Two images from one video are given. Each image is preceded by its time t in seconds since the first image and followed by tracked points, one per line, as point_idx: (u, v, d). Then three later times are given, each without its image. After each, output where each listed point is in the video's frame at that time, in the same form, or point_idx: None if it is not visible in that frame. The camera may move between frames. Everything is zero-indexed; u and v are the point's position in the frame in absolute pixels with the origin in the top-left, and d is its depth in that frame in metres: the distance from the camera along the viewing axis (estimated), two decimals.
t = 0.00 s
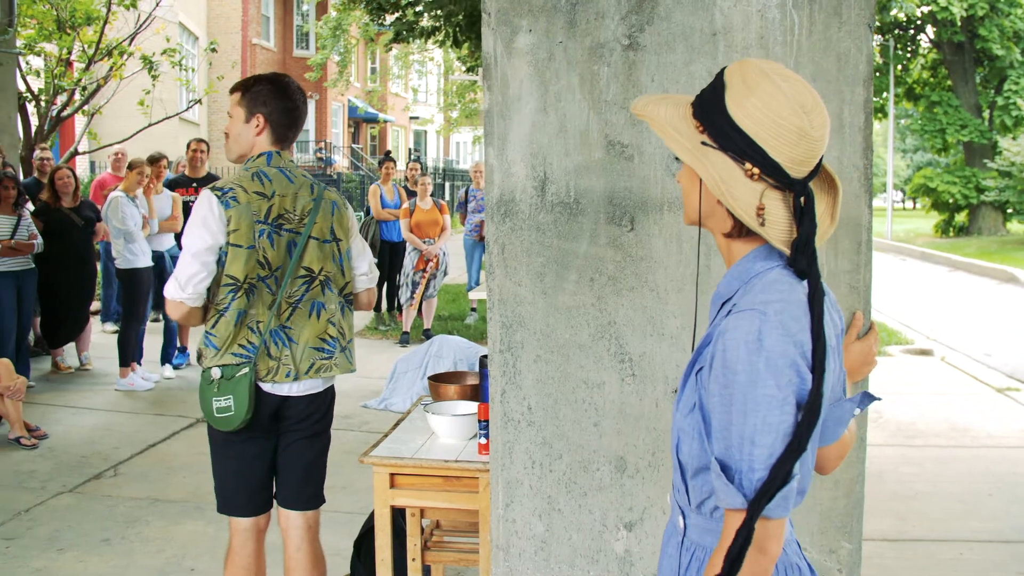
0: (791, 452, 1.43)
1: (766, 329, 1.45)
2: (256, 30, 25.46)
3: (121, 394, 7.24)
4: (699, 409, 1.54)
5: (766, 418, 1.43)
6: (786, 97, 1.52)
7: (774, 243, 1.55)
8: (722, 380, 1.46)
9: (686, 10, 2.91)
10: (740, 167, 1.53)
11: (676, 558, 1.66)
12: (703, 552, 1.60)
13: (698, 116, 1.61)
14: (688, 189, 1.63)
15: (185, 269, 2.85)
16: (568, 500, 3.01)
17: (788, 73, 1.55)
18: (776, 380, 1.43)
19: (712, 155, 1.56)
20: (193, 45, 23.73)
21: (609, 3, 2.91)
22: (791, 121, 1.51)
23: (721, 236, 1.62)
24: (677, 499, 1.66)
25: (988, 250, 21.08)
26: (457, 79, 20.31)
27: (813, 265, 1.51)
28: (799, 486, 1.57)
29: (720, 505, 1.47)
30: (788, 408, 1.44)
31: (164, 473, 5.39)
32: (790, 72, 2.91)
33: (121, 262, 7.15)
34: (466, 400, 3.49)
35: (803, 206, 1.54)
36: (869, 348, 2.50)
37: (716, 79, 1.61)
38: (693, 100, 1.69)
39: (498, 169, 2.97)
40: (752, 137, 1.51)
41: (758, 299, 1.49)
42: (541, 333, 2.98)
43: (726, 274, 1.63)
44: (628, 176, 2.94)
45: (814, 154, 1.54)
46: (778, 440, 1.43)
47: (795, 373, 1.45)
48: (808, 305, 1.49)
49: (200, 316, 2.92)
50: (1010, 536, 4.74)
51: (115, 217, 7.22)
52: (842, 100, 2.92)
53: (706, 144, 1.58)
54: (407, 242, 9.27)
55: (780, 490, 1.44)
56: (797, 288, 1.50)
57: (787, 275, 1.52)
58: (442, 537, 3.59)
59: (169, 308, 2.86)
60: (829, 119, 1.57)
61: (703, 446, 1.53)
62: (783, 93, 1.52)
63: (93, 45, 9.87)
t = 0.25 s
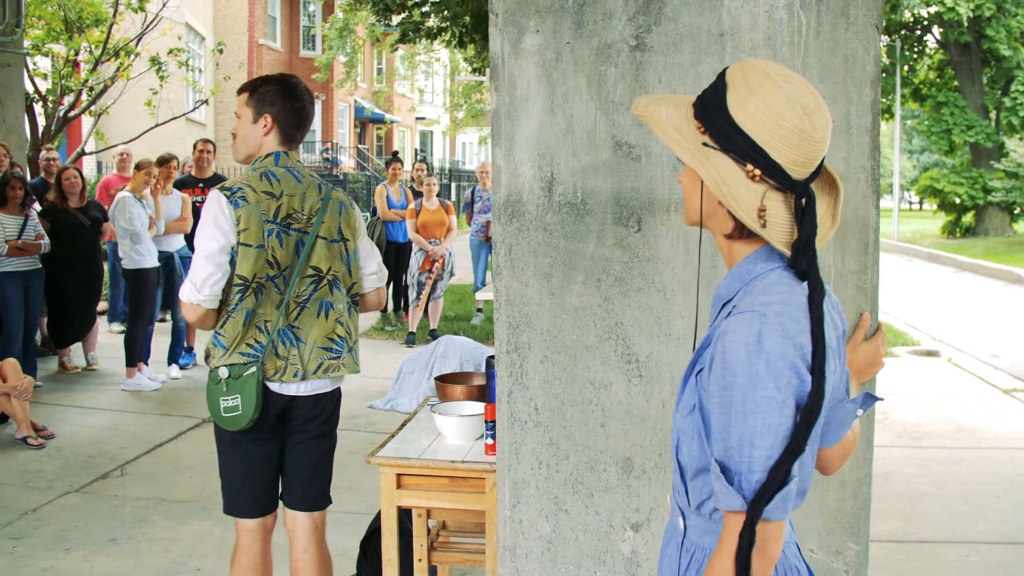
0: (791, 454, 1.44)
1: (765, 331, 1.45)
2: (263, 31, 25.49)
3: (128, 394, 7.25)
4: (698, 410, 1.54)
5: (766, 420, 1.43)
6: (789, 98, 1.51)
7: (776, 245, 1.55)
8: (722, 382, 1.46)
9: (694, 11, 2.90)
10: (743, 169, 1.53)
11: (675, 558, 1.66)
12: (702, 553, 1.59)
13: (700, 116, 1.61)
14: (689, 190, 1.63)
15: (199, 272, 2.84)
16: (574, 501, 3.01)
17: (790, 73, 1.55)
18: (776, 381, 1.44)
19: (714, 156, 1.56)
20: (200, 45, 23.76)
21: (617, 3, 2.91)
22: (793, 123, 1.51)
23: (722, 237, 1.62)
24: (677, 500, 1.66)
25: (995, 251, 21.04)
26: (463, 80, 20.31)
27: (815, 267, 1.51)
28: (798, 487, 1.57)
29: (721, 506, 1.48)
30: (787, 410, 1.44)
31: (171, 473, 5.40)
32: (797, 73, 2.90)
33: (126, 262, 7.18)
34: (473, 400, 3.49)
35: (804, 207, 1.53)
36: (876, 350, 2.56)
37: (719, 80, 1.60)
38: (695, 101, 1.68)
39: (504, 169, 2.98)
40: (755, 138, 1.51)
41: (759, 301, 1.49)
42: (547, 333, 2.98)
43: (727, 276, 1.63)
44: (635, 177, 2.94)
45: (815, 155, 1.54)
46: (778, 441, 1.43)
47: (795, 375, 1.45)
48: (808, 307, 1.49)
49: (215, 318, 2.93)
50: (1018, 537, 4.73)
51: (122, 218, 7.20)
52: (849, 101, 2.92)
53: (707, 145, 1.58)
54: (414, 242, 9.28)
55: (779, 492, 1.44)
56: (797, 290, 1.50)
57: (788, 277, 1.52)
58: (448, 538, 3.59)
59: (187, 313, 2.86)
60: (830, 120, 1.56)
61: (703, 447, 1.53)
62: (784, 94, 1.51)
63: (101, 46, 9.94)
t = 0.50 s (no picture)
0: (792, 457, 1.43)
1: (766, 333, 1.45)
2: (269, 31, 25.49)
3: (134, 394, 7.26)
4: (700, 413, 1.53)
5: (767, 423, 1.43)
6: (794, 100, 1.51)
7: (779, 247, 1.55)
8: (722, 384, 1.46)
9: (701, 12, 2.90)
10: (746, 170, 1.53)
11: (678, 560, 1.66)
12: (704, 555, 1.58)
13: (703, 117, 1.60)
14: (692, 190, 1.62)
15: (198, 271, 2.87)
16: (581, 502, 3.01)
17: (794, 74, 1.54)
18: (776, 385, 1.43)
19: (718, 157, 1.55)
20: (206, 46, 23.78)
21: (624, 4, 2.90)
22: (797, 125, 1.50)
23: (725, 239, 1.62)
24: (679, 503, 1.65)
25: (1001, 253, 20.98)
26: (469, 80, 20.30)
27: (818, 270, 1.50)
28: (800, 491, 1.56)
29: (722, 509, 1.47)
30: (788, 414, 1.43)
31: (177, 472, 5.41)
32: (805, 74, 2.90)
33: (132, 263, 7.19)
34: (479, 401, 3.49)
35: (808, 210, 1.53)
36: (885, 351, 2.55)
37: (722, 81, 1.60)
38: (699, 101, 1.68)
39: (511, 170, 2.97)
40: (759, 140, 1.51)
41: (760, 303, 1.48)
42: (554, 334, 2.97)
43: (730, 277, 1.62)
44: (642, 178, 2.93)
45: (819, 157, 1.53)
46: (779, 445, 1.43)
47: (796, 378, 1.44)
48: (809, 310, 1.48)
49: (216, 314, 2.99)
50: None
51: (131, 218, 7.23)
52: (857, 102, 2.91)
53: (711, 146, 1.57)
54: (419, 243, 9.29)
55: (779, 496, 1.44)
56: (799, 292, 1.50)
57: (790, 279, 1.52)
58: (454, 539, 3.59)
59: (185, 311, 2.92)
60: (834, 122, 1.56)
61: (703, 450, 1.53)
62: (789, 96, 1.51)
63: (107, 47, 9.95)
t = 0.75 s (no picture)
0: (795, 460, 1.42)
1: (769, 336, 1.44)
2: (275, 31, 25.51)
3: (141, 393, 7.27)
4: (703, 415, 1.53)
5: (769, 426, 1.42)
6: (801, 100, 1.50)
7: (784, 248, 1.54)
8: (725, 387, 1.45)
9: (711, 11, 2.89)
10: (752, 170, 1.52)
11: (683, 562, 1.65)
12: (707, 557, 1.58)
13: (709, 117, 1.59)
14: (696, 190, 1.62)
15: (195, 270, 2.89)
16: (589, 503, 3.00)
17: (801, 74, 1.53)
18: (778, 387, 1.42)
19: (724, 157, 1.54)
20: (213, 45, 23.80)
21: (633, 4, 2.90)
22: (804, 125, 1.49)
23: (730, 239, 1.61)
24: (683, 505, 1.65)
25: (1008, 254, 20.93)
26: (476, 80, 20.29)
27: (824, 272, 1.49)
28: (804, 493, 1.55)
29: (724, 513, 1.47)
30: (790, 417, 1.42)
31: (183, 472, 5.41)
32: (815, 74, 2.89)
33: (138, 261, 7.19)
34: (486, 401, 3.49)
35: (815, 210, 1.52)
36: (896, 350, 2.54)
37: (728, 80, 1.59)
38: (704, 100, 1.66)
39: (519, 170, 2.97)
40: (765, 140, 1.50)
41: (763, 305, 1.48)
42: (562, 335, 2.97)
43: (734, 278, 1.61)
44: (650, 178, 2.92)
45: (825, 157, 1.52)
46: (781, 448, 1.42)
47: (798, 381, 1.43)
48: (813, 312, 1.48)
49: (216, 313, 3.00)
50: None
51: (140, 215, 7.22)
52: (867, 102, 2.90)
53: (716, 146, 1.56)
54: (426, 243, 9.28)
55: (782, 499, 1.43)
56: (803, 294, 1.49)
57: (795, 281, 1.51)
58: (460, 539, 3.59)
59: (183, 309, 2.95)
60: (841, 122, 1.55)
61: (706, 453, 1.52)
62: (795, 96, 1.50)
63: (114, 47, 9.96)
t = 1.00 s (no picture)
0: (795, 462, 1.42)
1: (769, 337, 1.43)
2: (282, 31, 25.53)
3: (148, 392, 7.28)
4: (705, 417, 1.52)
5: (770, 428, 1.41)
6: (805, 98, 1.49)
7: (788, 248, 1.53)
8: (726, 389, 1.45)
9: (719, 10, 2.88)
10: (756, 170, 1.51)
11: (686, 562, 1.65)
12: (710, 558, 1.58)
13: (712, 116, 1.59)
14: (701, 190, 1.61)
15: (196, 272, 2.90)
16: (596, 503, 3.00)
17: (805, 72, 1.53)
18: (780, 389, 1.42)
19: (727, 156, 1.54)
20: (219, 46, 23.83)
21: (641, 3, 2.90)
22: (809, 125, 1.49)
23: (734, 239, 1.60)
24: (687, 506, 1.64)
25: (1017, 254, 20.86)
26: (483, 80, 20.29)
27: (828, 272, 1.48)
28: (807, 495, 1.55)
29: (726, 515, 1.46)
30: (792, 418, 1.42)
31: (190, 471, 5.41)
32: (823, 73, 2.88)
33: (144, 261, 7.23)
34: (494, 401, 3.49)
35: (819, 210, 1.51)
36: (905, 349, 2.54)
37: (732, 79, 1.58)
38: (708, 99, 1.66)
39: (528, 169, 2.97)
40: (769, 140, 1.49)
41: (766, 306, 1.47)
42: (570, 334, 2.96)
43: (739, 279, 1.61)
44: (659, 177, 2.92)
45: (830, 157, 1.51)
46: (781, 450, 1.42)
47: (800, 383, 1.43)
48: (816, 314, 1.46)
49: (218, 312, 3.03)
50: None
51: (149, 216, 7.25)
52: (876, 101, 2.89)
53: (719, 146, 1.56)
54: (433, 242, 9.29)
55: (782, 501, 1.42)
56: (806, 295, 1.48)
57: (799, 281, 1.50)
58: (467, 539, 3.58)
59: (185, 311, 2.98)
60: (846, 121, 1.54)
61: (708, 454, 1.52)
62: (800, 95, 1.49)
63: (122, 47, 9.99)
